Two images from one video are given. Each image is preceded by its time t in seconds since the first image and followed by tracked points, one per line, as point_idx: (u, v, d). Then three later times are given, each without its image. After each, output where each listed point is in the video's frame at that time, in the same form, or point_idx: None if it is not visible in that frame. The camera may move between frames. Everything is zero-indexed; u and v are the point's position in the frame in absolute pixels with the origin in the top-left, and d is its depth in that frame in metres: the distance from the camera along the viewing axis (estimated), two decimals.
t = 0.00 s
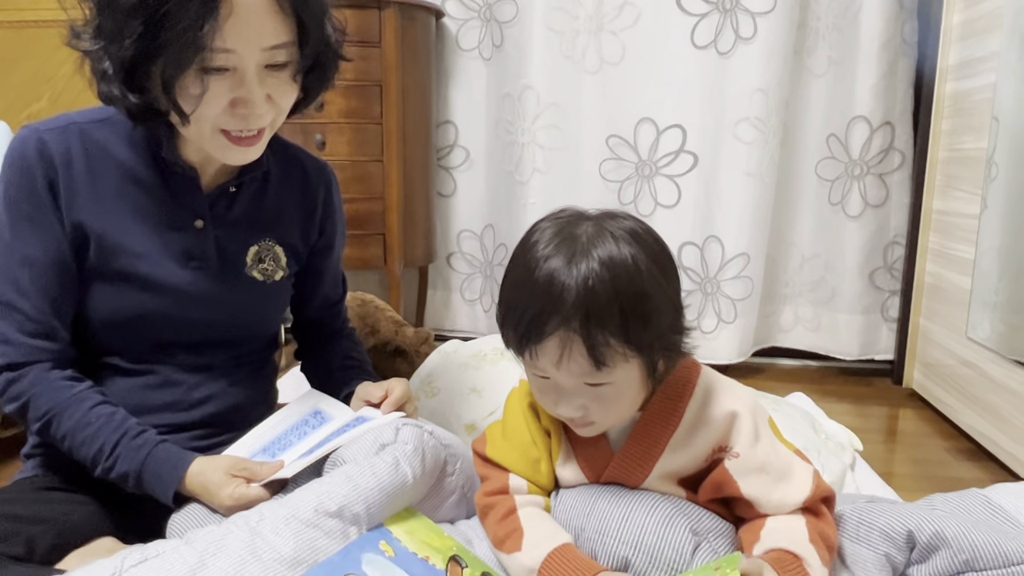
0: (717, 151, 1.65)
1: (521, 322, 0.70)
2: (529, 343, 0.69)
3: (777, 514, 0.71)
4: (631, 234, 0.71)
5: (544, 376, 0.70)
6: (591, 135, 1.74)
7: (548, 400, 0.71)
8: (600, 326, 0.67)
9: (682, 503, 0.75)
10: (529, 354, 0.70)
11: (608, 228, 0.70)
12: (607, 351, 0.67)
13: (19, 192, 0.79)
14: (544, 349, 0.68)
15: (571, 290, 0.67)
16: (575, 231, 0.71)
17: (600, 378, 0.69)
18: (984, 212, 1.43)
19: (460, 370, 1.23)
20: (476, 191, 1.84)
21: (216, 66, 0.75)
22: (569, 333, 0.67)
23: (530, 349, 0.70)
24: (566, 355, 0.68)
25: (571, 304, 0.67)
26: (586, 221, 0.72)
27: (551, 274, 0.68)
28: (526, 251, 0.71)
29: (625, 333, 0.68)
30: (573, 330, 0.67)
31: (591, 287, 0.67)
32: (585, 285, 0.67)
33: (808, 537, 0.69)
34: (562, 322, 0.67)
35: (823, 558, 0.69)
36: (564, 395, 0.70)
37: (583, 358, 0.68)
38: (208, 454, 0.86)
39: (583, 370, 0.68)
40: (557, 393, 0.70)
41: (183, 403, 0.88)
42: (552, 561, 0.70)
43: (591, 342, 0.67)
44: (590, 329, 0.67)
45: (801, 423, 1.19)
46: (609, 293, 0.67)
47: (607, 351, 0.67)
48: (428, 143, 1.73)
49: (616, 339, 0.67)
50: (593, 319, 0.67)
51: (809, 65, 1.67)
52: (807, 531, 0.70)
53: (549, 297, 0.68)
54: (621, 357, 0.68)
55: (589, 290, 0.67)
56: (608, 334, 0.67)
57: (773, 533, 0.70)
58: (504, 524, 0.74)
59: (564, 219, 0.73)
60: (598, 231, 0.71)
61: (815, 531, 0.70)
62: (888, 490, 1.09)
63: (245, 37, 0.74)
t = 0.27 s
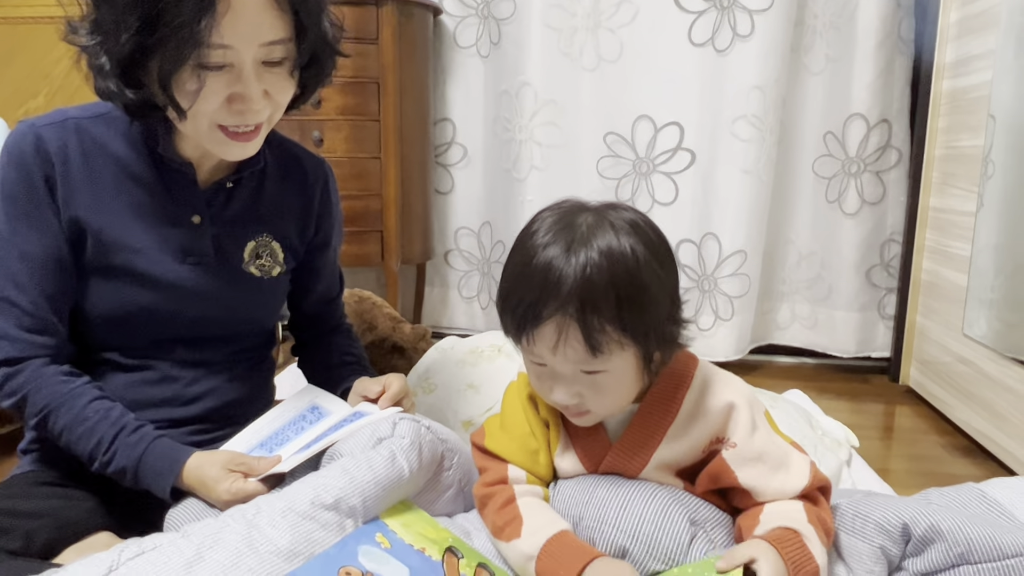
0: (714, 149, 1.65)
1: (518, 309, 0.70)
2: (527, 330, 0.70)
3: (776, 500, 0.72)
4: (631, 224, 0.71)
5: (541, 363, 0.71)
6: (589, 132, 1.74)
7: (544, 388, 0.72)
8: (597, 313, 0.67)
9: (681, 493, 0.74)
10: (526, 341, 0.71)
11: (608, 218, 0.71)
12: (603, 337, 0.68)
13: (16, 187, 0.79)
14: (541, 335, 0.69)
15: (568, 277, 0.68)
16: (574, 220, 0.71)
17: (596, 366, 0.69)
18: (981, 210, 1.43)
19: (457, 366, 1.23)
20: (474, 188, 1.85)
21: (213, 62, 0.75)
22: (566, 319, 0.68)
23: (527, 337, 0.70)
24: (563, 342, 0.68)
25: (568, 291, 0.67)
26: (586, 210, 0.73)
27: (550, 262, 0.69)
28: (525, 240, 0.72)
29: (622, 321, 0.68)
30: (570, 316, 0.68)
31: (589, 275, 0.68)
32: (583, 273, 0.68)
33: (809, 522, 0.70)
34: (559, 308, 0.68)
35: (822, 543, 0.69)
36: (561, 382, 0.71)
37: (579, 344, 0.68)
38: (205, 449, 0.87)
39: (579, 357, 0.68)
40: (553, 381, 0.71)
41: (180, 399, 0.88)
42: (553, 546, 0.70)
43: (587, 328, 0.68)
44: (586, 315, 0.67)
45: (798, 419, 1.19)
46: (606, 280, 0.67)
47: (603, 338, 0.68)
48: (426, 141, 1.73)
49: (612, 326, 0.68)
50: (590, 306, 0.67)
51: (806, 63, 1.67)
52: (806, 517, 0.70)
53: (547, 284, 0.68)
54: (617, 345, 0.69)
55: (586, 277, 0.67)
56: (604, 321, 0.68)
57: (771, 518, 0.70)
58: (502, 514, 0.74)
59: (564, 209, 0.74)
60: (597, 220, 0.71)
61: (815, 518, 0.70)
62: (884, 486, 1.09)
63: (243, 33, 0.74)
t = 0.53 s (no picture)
0: (713, 147, 1.66)
1: (535, 277, 0.72)
2: (541, 297, 0.72)
3: (783, 496, 0.72)
4: (652, 204, 0.73)
5: (554, 332, 0.72)
6: (588, 130, 1.74)
7: (555, 356, 0.73)
8: (610, 282, 0.69)
9: (681, 482, 0.74)
10: (540, 308, 0.72)
11: (629, 196, 0.73)
12: (614, 307, 0.69)
13: (16, 182, 0.79)
14: (555, 302, 0.71)
15: (586, 246, 0.70)
16: (596, 197, 0.74)
17: (606, 335, 0.71)
18: (979, 208, 1.44)
19: (456, 362, 1.23)
20: (473, 186, 1.85)
21: (213, 56, 0.75)
22: (581, 286, 0.69)
23: (542, 305, 0.72)
24: (575, 308, 0.70)
25: (584, 259, 0.70)
26: (609, 189, 0.75)
27: (569, 233, 0.71)
28: (548, 214, 0.74)
29: (634, 292, 0.70)
30: (584, 282, 0.69)
31: (605, 246, 0.70)
32: (600, 244, 0.70)
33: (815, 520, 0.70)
34: (573, 276, 0.70)
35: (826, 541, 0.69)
36: (572, 350, 0.72)
37: (591, 312, 0.70)
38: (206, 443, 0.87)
39: (590, 325, 0.70)
40: (565, 349, 0.72)
41: (179, 393, 0.88)
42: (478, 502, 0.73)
43: (600, 296, 0.69)
44: (600, 283, 0.69)
45: (796, 414, 1.19)
46: (622, 252, 0.69)
47: (615, 307, 0.69)
48: (425, 138, 1.73)
49: (624, 297, 0.70)
50: (604, 274, 0.69)
51: (805, 61, 1.67)
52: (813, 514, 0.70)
53: (565, 252, 0.70)
54: (628, 316, 0.70)
55: (603, 247, 0.69)
56: (617, 291, 0.69)
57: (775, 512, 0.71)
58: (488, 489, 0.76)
59: (587, 188, 0.76)
60: (619, 197, 0.73)
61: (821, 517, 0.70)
62: (882, 481, 1.10)
63: (242, 27, 0.74)
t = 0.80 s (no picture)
0: (711, 151, 1.67)
1: (560, 259, 0.76)
2: (563, 279, 0.75)
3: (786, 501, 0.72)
4: (679, 200, 0.77)
5: (574, 314, 0.75)
6: (587, 133, 1.75)
7: (572, 337, 0.76)
8: (629, 265, 0.72)
9: (682, 482, 0.75)
10: (561, 290, 0.75)
11: (656, 190, 0.77)
12: (632, 289, 0.72)
13: (19, 186, 0.80)
14: (576, 282, 0.74)
15: (609, 231, 0.73)
16: (624, 189, 0.77)
17: (622, 317, 0.73)
18: (976, 212, 1.44)
19: (456, 365, 1.24)
20: (472, 190, 1.86)
21: (217, 65, 0.76)
22: (602, 267, 0.73)
23: (564, 286, 0.75)
24: (595, 289, 0.73)
25: (607, 242, 0.73)
26: (637, 183, 0.79)
27: (595, 218, 0.75)
28: (577, 203, 0.78)
29: (652, 277, 0.73)
30: (604, 264, 0.72)
31: (629, 231, 0.73)
32: (624, 229, 0.73)
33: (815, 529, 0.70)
34: (595, 257, 0.73)
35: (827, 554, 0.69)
36: (589, 331, 0.75)
37: (609, 292, 0.73)
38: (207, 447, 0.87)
39: (608, 306, 0.73)
40: (582, 330, 0.75)
41: (181, 398, 0.89)
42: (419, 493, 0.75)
43: (618, 277, 0.72)
44: (620, 265, 0.72)
45: (794, 417, 1.20)
46: (644, 238, 0.73)
47: (632, 290, 0.72)
48: (425, 142, 1.74)
49: (641, 280, 0.72)
50: (624, 257, 0.72)
51: (803, 66, 1.68)
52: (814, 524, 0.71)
53: (589, 236, 0.74)
54: (644, 301, 0.73)
55: (625, 232, 0.73)
56: (636, 274, 0.72)
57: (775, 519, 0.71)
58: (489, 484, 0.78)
59: (617, 182, 0.80)
60: (646, 191, 0.77)
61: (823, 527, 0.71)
62: (878, 484, 1.10)
63: (247, 37, 0.75)
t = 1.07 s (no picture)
0: (708, 153, 1.68)
1: (561, 254, 0.77)
2: (564, 272, 0.76)
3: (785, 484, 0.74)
4: (678, 198, 0.78)
5: (574, 306, 0.77)
6: (584, 136, 1.76)
7: (572, 329, 0.77)
8: (629, 259, 0.74)
9: (675, 476, 0.76)
10: (562, 283, 0.77)
11: (656, 187, 0.78)
12: (631, 282, 0.74)
13: (25, 185, 0.81)
14: (576, 275, 0.75)
15: (610, 226, 0.75)
16: (624, 186, 0.79)
17: (622, 309, 0.75)
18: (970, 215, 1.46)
19: (454, 365, 1.25)
20: (471, 192, 1.87)
21: (223, 69, 0.77)
22: (602, 261, 0.74)
23: (564, 279, 0.76)
24: (595, 282, 0.74)
25: (608, 236, 0.74)
26: (637, 181, 0.80)
27: (596, 213, 0.76)
28: (579, 200, 0.80)
29: (651, 271, 0.74)
30: (605, 257, 0.74)
31: (629, 226, 0.74)
32: (624, 224, 0.75)
33: (810, 512, 0.71)
34: (595, 251, 0.74)
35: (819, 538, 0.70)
36: (589, 323, 0.76)
37: (609, 285, 0.74)
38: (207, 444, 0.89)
39: (608, 298, 0.74)
40: (582, 322, 0.76)
41: (182, 396, 0.90)
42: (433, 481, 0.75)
43: (618, 270, 0.74)
44: (619, 259, 0.74)
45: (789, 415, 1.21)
46: (643, 233, 0.74)
47: (632, 283, 0.74)
48: (424, 144, 1.75)
49: (640, 274, 0.74)
50: (624, 251, 0.74)
51: (799, 69, 1.70)
52: (809, 506, 0.72)
53: (590, 231, 0.75)
54: (643, 294, 0.74)
55: (625, 227, 0.74)
56: (635, 267, 0.74)
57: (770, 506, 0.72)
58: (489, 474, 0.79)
59: (617, 180, 0.81)
60: (646, 189, 0.78)
61: (818, 510, 0.72)
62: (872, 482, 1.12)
63: (251, 40, 0.77)
